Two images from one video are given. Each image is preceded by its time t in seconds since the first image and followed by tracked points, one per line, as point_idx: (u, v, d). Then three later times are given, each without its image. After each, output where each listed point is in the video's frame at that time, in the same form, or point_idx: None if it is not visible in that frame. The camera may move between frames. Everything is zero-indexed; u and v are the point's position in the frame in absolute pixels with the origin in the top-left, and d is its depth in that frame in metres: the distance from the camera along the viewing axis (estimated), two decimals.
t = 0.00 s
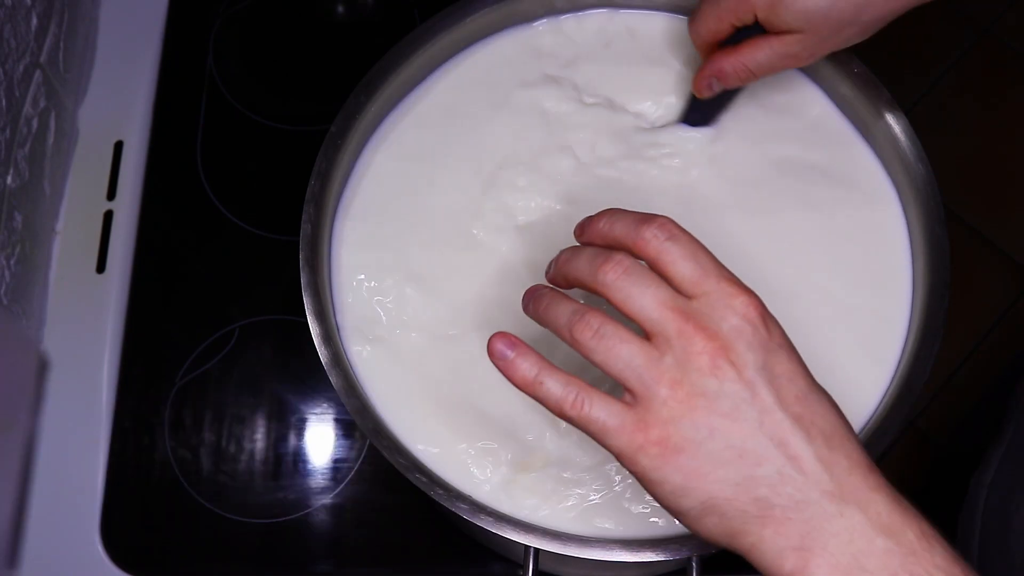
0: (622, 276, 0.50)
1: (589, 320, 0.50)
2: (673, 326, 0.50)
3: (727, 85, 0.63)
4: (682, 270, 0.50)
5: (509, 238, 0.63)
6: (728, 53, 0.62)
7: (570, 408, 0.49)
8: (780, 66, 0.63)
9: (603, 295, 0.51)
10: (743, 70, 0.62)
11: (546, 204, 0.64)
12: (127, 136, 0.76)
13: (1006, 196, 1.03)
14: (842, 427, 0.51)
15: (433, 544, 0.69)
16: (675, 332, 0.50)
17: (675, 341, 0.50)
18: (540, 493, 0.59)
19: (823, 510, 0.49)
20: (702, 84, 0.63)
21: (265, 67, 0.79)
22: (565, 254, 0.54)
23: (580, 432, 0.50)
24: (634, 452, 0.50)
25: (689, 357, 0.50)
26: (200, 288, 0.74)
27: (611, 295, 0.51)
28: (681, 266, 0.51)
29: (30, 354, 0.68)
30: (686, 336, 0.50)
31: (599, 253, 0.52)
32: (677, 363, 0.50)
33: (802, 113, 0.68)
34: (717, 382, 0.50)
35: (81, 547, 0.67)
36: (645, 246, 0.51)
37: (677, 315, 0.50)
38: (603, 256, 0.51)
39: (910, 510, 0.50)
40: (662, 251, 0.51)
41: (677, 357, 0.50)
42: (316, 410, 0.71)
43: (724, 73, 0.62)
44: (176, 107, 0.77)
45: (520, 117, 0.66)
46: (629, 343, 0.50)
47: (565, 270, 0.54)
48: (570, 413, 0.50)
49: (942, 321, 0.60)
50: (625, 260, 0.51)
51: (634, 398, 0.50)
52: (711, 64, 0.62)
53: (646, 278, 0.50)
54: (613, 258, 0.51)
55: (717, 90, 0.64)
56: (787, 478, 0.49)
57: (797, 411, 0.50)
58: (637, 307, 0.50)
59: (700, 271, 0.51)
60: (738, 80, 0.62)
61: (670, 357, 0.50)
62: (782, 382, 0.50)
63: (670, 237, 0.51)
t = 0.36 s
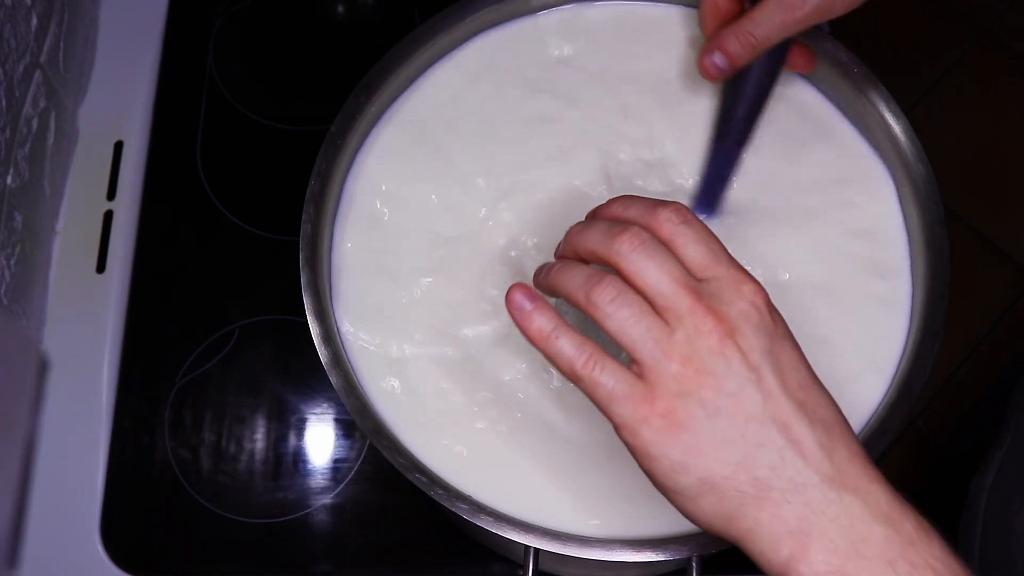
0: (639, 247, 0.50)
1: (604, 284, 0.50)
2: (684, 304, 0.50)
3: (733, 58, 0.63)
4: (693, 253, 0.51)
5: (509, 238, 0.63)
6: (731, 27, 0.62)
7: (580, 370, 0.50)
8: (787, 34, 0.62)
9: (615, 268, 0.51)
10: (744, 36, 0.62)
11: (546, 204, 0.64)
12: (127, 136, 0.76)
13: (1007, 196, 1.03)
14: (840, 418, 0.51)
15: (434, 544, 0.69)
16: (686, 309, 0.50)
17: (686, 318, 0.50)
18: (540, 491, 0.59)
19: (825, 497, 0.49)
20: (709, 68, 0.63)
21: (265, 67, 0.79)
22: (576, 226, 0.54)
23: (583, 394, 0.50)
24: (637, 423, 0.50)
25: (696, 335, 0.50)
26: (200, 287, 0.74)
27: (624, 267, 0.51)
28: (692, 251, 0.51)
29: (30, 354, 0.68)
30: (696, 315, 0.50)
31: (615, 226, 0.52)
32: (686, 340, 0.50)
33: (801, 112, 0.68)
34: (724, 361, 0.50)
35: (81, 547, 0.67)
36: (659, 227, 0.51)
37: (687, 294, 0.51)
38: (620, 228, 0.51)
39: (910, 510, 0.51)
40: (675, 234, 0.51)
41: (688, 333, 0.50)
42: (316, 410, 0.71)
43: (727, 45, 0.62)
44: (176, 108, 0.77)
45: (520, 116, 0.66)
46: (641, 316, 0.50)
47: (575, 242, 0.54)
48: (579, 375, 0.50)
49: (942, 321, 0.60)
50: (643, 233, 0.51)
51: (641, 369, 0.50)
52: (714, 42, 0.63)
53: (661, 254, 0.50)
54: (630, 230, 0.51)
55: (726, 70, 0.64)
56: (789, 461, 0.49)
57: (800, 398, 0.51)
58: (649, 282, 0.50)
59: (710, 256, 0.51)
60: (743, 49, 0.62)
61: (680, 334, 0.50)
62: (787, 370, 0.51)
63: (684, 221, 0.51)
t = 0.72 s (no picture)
0: (648, 245, 0.50)
1: (612, 277, 0.50)
2: (689, 305, 0.50)
3: (705, 55, 0.62)
4: (694, 258, 0.51)
5: (509, 238, 0.63)
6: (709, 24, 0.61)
7: (587, 361, 0.49)
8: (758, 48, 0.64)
9: (620, 264, 0.51)
10: (725, 41, 0.62)
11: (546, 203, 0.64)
12: (127, 136, 0.76)
13: (1007, 196, 1.03)
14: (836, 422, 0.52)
15: (435, 544, 0.69)
16: (691, 309, 0.50)
17: (690, 318, 0.50)
18: (539, 491, 0.59)
19: (822, 492, 0.49)
20: (680, 51, 0.62)
21: (265, 67, 0.79)
22: (581, 219, 0.53)
23: (586, 382, 0.50)
24: (638, 420, 0.50)
25: (699, 335, 0.50)
26: (200, 287, 0.74)
27: (631, 264, 0.50)
28: (695, 255, 0.52)
29: (30, 354, 0.68)
30: (700, 316, 0.50)
31: (624, 223, 0.51)
32: (690, 339, 0.50)
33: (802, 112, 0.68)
34: (726, 363, 0.50)
35: (81, 547, 0.67)
36: (663, 230, 0.52)
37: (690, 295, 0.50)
38: (629, 225, 0.51)
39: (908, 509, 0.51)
40: (679, 238, 0.52)
41: (691, 333, 0.50)
42: (316, 410, 0.71)
43: (707, 41, 0.61)
44: (176, 108, 0.77)
45: (520, 116, 0.66)
46: (646, 313, 0.49)
47: (579, 235, 0.53)
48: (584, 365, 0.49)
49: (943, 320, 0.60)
50: (652, 233, 0.51)
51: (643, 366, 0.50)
52: (693, 30, 0.61)
53: (668, 255, 0.50)
54: (640, 227, 0.51)
55: (691, 61, 0.62)
56: (789, 460, 0.49)
57: (798, 399, 0.50)
58: (654, 280, 0.50)
59: (712, 262, 0.52)
60: (718, 52, 0.62)
61: (684, 333, 0.50)
62: (787, 373, 0.51)
63: (689, 226, 0.52)
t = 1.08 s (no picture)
0: (654, 257, 0.49)
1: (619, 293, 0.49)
2: (698, 318, 0.49)
3: (762, 95, 0.61)
4: (705, 266, 0.51)
5: (509, 238, 0.63)
6: (756, 63, 0.61)
7: (595, 383, 0.49)
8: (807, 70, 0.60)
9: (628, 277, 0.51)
10: (770, 75, 0.60)
11: (546, 204, 0.64)
12: (127, 136, 0.76)
13: (1007, 196, 1.03)
14: (851, 433, 0.51)
15: (434, 544, 0.69)
16: (700, 323, 0.49)
17: (699, 332, 0.49)
18: (539, 491, 0.59)
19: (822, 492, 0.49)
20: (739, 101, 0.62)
21: (265, 67, 0.79)
22: (587, 228, 0.53)
23: (595, 403, 0.50)
24: (648, 438, 0.49)
25: (709, 349, 0.49)
26: (200, 287, 0.74)
27: (638, 277, 0.50)
28: (704, 263, 0.51)
29: (30, 354, 0.68)
30: (710, 329, 0.49)
31: (630, 234, 0.51)
32: (699, 353, 0.49)
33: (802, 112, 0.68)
34: (737, 377, 0.49)
35: (81, 547, 0.67)
36: (671, 238, 0.51)
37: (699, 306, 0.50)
38: (636, 235, 0.50)
39: (908, 508, 0.51)
40: (688, 246, 0.51)
41: (701, 347, 0.49)
42: (316, 410, 0.71)
43: (756, 83, 0.61)
44: (176, 108, 0.77)
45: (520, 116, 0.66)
46: (655, 328, 0.49)
47: (585, 245, 0.53)
48: (592, 387, 0.49)
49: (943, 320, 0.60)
50: (658, 244, 0.50)
51: (653, 382, 0.50)
52: (742, 76, 0.62)
53: (675, 266, 0.50)
54: (646, 238, 0.50)
55: (755, 104, 0.62)
56: (801, 479, 0.49)
57: (811, 415, 0.50)
58: (662, 292, 0.49)
59: (723, 270, 0.51)
60: (772, 89, 0.60)
61: (693, 347, 0.49)
62: (799, 386, 0.50)
63: (697, 233, 0.51)
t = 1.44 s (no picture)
0: (655, 308, 0.50)
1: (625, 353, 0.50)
2: (707, 366, 0.50)
3: (719, 45, 0.63)
4: (712, 300, 0.50)
5: (508, 238, 0.63)
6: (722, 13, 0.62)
7: (607, 446, 0.50)
8: (773, 35, 0.63)
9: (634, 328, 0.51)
10: (736, 27, 0.62)
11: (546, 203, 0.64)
12: (127, 136, 0.76)
13: (1007, 197, 1.03)
14: (851, 435, 0.51)
15: (434, 544, 0.69)
16: (709, 371, 0.50)
17: (710, 380, 0.50)
18: (539, 492, 0.59)
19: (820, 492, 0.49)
20: (694, 48, 0.63)
21: (265, 67, 0.79)
22: (590, 273, 0.53)
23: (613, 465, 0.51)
24: (668, 492, 0.50)
25: (721, 397, 0.50)
26: (200, 287, 0.74)
27: (643, 330, 0.50)
28: (711, 297, 0.50)
29: (30, 355, 0.68)
30: (720, 377, 0.50)
31: (630, 281, 0.51)
32: (711, 402, 0.50)
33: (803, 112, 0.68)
34: (750, 422, 0.50)
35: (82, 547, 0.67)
36: (674, 274, 0.51)
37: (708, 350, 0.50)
38: (635, 284, 0.51)
39: (905, 508, 0.51)
40: (693, 283, 0.50)
41: (712, 397, 0.50)
42: (316, 410, 0.71)
43: (717, 31, 0.62)
44: (176, 107, 0.77)
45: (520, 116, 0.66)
46: (665, 382, 0.50)
47: (588, 289, 0.53)
48: (605, 451, 0.50)
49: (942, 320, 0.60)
50: (658, 291, 0.50)
51: (668, 436, 0.50)
52: (706, 23, 0.63)
53: (678, 312, 0.50)
54: (646, 286, 0.50)
55: (708, 54, 0.64)
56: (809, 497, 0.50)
57: (831, 452, 0.51)
58: (670, 342, 0.50)
59: (732, 304, 0.50)
60: (732, 41, 0.63)
61: (704, 397, 0.50)
62: (816, 422, 0.51)
63: (702, 267, 0.50)
